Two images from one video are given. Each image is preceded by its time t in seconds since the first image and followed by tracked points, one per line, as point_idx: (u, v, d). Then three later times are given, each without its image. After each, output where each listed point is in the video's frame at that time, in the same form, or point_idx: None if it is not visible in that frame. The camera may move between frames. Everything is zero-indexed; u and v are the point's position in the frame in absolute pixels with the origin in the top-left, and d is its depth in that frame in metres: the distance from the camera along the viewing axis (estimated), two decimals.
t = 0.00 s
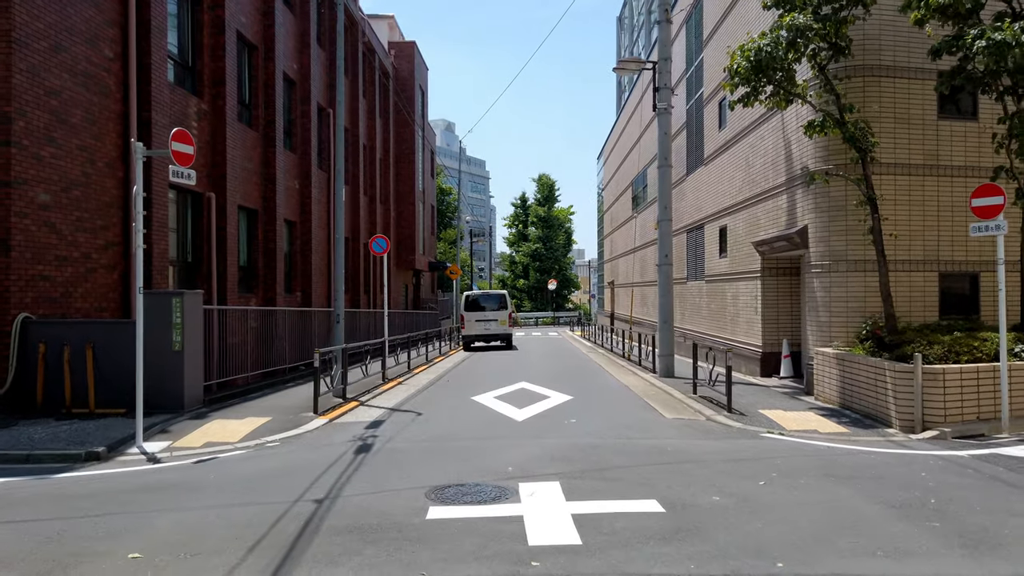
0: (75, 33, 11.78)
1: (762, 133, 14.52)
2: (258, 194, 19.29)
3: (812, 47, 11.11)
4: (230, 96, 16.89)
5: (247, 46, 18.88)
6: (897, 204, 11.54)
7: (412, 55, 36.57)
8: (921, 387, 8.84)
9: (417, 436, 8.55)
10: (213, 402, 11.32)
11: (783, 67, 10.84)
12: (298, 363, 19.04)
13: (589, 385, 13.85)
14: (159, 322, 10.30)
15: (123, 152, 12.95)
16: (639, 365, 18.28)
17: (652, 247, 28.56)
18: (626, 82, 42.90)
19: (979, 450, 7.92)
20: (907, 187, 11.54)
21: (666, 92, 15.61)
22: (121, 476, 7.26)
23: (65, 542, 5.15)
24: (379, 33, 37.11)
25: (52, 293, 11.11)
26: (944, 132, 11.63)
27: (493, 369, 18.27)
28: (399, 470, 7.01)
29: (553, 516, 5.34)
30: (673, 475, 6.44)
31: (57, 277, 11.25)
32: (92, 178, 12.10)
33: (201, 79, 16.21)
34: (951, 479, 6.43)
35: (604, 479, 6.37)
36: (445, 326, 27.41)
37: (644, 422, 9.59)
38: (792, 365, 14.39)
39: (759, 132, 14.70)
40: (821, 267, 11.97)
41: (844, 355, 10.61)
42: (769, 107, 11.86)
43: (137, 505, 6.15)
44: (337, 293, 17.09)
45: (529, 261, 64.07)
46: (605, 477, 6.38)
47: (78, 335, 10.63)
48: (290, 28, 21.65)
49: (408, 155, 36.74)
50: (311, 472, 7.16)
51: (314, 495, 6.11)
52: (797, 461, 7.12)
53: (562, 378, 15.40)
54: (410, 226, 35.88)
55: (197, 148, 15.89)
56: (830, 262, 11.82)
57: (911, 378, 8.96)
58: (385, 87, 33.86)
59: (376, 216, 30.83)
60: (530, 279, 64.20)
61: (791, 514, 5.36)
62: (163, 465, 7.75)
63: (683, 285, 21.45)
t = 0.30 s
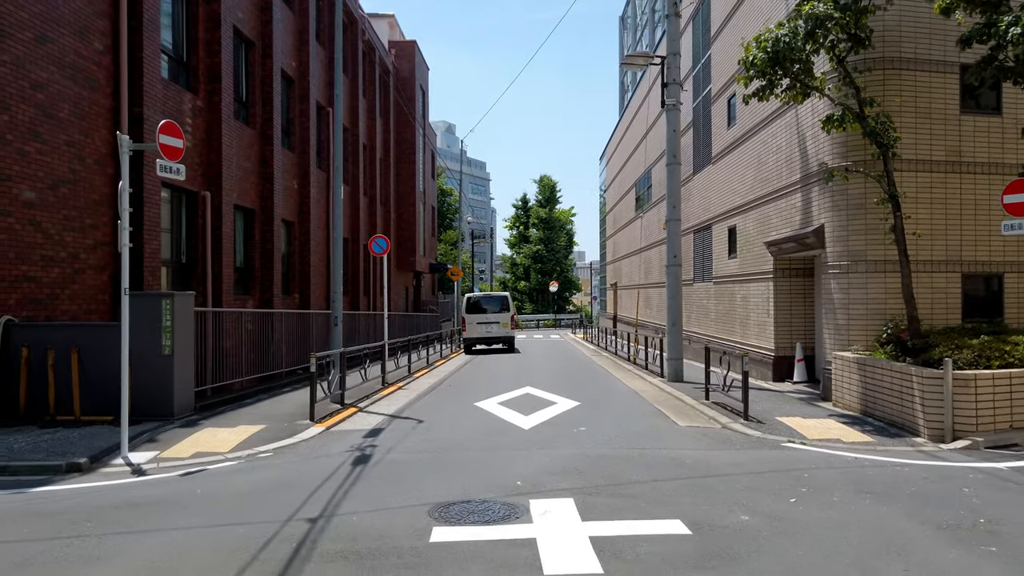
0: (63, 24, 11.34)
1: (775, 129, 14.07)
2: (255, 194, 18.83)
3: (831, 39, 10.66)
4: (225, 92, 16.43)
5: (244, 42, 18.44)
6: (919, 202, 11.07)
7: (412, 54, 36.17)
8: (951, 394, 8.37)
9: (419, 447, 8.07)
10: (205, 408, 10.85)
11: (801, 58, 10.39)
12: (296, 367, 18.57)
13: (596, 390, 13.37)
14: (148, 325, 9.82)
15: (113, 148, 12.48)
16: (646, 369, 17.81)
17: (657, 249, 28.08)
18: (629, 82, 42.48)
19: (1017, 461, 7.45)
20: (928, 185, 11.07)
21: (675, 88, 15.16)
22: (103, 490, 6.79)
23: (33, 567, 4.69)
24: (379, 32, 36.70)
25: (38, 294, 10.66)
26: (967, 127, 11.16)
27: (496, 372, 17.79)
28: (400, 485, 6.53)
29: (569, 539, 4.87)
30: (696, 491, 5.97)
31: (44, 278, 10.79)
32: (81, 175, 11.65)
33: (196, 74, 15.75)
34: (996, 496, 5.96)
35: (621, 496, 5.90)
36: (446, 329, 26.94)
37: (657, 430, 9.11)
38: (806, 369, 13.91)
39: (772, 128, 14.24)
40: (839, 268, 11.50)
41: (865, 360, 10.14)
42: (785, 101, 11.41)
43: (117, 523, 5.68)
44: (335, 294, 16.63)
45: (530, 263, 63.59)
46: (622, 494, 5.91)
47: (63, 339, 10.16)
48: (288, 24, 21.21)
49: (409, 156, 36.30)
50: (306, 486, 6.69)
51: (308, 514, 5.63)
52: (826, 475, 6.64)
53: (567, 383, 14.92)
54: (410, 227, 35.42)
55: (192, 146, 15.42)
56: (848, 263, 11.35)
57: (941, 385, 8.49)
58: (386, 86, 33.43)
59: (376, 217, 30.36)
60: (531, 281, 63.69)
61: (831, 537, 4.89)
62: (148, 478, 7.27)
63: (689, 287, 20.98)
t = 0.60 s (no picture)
0: (46, 12, 10.89)
1: (786, 123, 13.61)
2: (250, 192, 18.35)
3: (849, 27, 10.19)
4: (219, 87, 15.97)
5: (239, 36, 17.98)
6: (939, 198, 10.59)
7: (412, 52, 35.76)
8: (981, 399, 7.90)
9: (417, 455, 7.59)
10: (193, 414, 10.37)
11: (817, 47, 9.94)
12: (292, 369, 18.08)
13: (601, 394, 12.90)
14: (132, 326, 9.34)
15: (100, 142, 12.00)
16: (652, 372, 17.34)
17: (660, 249, 27.62)
18: (630, 80, 42.03)
19: None
20: (949, 180, 10.60)
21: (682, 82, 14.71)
22: (76, 504, 6.30)
23: None
24: (379, 30, 36.29)
25: (19, 294, 10.19)
26: (989, 121, 10.70)
27: (496, 375, 17.31)
28: (395, 498, 6.04)
29: (582, 562, 4.39)
30: (717, 507, 5.49)
31: (25, 277, 10.32)
32: (65, 170, 11.18)
33: (188, 68, 15.29)
34: None
35: (634, 512, 5.42)
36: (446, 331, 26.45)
37: (668, 437, 8.63)
38: (819, 372, 13.43)
39: (783, 123, 13.78)
40: (855, 267, 11.03)
41: (885, 363, 9.66)
42: (800, 93, 10.94)
43: (86, 543, 5.19)
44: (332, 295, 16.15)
45: (530, 264, 63.12)
46: (637, 510, 5.43)
47: (43, 340, 9.67)
48: (285, 19, 20.75)
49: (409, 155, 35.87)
50: (294, 500, 6.20)
51: (292, 533, 5.14)
52: (855, 488, 6.16)
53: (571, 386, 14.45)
54: (410, 227, 34.97)
55: (183, 142, 14.96)
56: (865, 262, 10.88)
57: (970, 390, 8.01)
58: (385, 84, 32.98)
59: (375, 217, 29.89)
60: (531, 283, 63.21)
61: (871, 560, 4.41)
62: (126, 490, 6.79)
63: (695, 287, 20.50)
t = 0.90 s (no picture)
0: None
1: (798, 116, 13.16)
2: (245, 189, 17.88)
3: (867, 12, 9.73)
4: (211, 80, 15.51)
5: (233, 28, 17.52)
6: (960, 193, 10.14)
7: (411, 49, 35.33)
8: (1012, 404, 7.44)
9: (414, 464, 7.13)
10: (179, 419, 9.90)
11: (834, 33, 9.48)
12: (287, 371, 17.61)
13: (606, 397, 12.45)
14: (114, 327, 8.87)
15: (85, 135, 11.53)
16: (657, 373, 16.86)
17: (663, 247, 27.16)
18: (632, 77, 41.59)
19: None
20: (969, 173, 10.14)
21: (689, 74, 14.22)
22: (44, 519, 5.84)
23: None
24: (378, 27, 35.88)
25: None
26: (1011, 111, 10.24)
27: (497, 377, 16.86)
28: (389, 514, 5.58)
29: None
30: (739, 526, 5.03)
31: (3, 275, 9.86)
32: (48, 164, 10.73)
33: (179, 60, 14.83)
34: None
35: (649, 531, 4.96)
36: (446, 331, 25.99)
37: (679, 444, 8.17)
38: (831, 374, 12.98)
39: (795, 116, 13.32)
40: (872, 265, 10.56)
41: (906, 366, 9.20)
42: (814, 83, 10.49)
43: (48, 565, 4.73)
44: (328, 294, 15.68)
45: (531, 264, 62.68)
46: (652, 529, 4.97)
47: (20, 342, 9.21)
48: (281, 13, 20.29)
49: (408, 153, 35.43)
50: (281, 514, 5.74)
51: (274, 556, 4.69)
52: (887, 502, 5.69)
53: (574, 388, 13.99)
54: (409, 227, 34.51)
55: (174, 137, 14.50)
56: (883, 259, 10.41)
57: (1001, 395, 7.54)
58: (384, 81, 32.55)
59: (374, 215, 29.44)
60: (532, 283, 62.77)
61: None
62: (101, 503, 6.34)
63: (700, 287, 20.05)
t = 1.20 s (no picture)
0: None
1: (812, 108, 12.69)
2: (241, 185, 17.42)
3: None
4: (205, 72, 15.04)
5: (229, 19, 17.06)
6: (986, 185, 9.68)
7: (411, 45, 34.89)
8: None
9: (415, 473, 6.66)
10: (168, 422, 9.45)
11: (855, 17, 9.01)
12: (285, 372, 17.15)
13: (613, 399, 11.99)
14: (97, 326, 8.42)
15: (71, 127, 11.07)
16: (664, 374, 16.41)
17: (668, 245, 26.69)
18: (635, 74, 41.09)
19: None
20: (995, 164, 9.69)
21: (698, 66, 13.71)
22: (14, 534, 5.38)
23: None
24: (377, 23, 35.41)
25: None
26: None
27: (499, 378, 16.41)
28: (387, 530, 5.11)
29: None
30: (773, 545, 4.57)
31: None
32: (33, 156, 10.26)
33: (172, 51, 14.37)
34: None
35: (673, 550, 4.50)
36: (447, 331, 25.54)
37: (696, 451, 7.70)
38: (846, 376, 12.51)
39: (809, 107, 12.85)
40: (893, 261, 10.09)
41: (932, 367, 8.74)
42: (833, 70, 10.02)
43: None
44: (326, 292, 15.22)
45: (533, 263, 62.19)
46: (677, 548, 4.51)
47: None
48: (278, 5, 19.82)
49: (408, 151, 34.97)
50: (270, 529, 5.29)
51: None
52: (929, 515, 5.24)
53: (580, 390, 13.54)
54: (409, 225, 34.05)
55: (166, 131, 14.04)
56: (905, 255, 9.95)
57: None
58: (384, 77, 32.08)
59: (373, 213, 28.99)
60: (534, 282, 62.28)
61: None
62: (78, 516, 5.88)
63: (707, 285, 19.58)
